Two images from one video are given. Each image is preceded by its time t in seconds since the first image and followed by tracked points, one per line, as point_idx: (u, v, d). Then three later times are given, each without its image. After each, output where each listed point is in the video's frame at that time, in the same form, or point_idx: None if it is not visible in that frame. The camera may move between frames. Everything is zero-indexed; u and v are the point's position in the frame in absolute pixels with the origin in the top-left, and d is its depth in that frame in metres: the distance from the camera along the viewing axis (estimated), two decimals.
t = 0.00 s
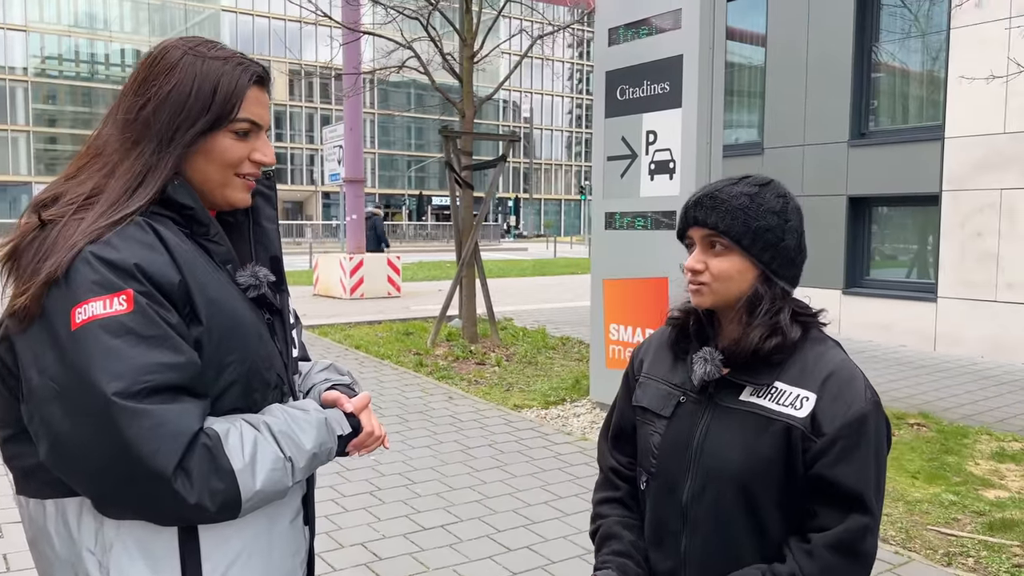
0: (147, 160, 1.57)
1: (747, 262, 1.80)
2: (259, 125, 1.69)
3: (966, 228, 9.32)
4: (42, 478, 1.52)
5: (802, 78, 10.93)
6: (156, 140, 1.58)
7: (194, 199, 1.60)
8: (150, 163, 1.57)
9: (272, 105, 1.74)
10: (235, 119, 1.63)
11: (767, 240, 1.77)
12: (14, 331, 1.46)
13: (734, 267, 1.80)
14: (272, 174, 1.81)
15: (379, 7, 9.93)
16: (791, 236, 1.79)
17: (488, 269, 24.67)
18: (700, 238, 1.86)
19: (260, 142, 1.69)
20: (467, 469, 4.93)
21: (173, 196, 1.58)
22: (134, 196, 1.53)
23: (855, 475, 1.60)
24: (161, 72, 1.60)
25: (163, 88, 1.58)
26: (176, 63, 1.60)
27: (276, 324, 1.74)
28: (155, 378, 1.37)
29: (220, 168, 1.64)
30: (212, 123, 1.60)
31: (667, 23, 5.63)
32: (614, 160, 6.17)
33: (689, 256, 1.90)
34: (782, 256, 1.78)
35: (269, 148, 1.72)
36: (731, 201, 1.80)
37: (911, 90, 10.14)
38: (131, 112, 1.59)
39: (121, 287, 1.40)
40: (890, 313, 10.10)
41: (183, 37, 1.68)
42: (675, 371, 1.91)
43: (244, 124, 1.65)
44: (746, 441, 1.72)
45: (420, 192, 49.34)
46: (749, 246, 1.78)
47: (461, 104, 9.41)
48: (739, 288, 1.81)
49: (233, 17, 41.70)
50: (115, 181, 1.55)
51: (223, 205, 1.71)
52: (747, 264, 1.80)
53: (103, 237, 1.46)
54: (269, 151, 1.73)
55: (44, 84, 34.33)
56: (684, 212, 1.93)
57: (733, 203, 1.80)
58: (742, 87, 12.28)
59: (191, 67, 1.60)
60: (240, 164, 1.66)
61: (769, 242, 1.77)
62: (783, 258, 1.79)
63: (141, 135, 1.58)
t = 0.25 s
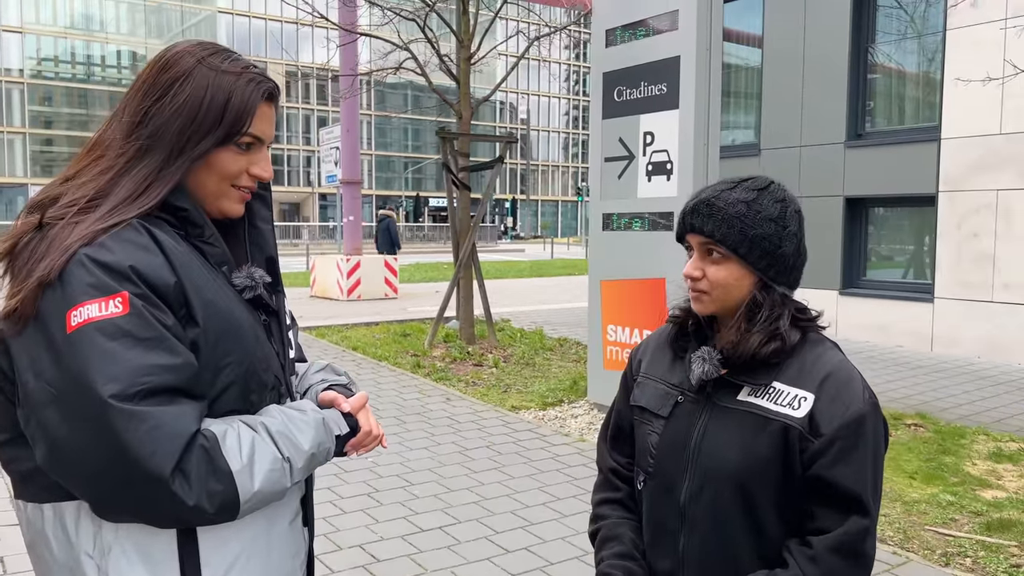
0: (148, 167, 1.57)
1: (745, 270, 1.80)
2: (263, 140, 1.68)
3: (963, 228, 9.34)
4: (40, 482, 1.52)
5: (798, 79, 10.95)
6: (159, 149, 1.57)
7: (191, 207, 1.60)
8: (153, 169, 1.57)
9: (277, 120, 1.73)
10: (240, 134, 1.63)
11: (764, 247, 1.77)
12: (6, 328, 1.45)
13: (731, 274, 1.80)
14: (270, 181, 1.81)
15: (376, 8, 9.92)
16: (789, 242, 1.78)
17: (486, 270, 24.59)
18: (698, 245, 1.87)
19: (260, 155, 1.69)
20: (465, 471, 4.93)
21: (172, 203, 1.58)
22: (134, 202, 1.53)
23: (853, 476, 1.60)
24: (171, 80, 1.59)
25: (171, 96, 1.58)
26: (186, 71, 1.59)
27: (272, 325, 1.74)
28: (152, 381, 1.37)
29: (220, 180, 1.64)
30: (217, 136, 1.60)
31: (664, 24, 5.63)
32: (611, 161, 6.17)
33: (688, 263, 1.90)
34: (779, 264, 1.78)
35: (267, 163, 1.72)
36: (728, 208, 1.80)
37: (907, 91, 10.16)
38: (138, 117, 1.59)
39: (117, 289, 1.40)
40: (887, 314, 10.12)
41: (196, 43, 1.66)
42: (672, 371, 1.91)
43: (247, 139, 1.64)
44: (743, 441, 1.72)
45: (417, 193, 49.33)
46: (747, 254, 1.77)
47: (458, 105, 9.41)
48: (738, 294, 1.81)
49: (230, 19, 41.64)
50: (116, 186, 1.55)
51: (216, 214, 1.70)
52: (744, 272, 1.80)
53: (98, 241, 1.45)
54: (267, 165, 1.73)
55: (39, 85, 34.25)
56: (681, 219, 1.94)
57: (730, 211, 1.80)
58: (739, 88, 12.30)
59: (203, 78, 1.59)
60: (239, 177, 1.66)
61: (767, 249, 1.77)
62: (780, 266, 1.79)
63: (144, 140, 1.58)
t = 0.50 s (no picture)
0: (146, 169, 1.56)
1: (741, 264, 1.80)
2: (259, 139, 1.69)
3: (961, 228, 9.35)
4: (39, 485, 1.52)
5: (796, 80, 10.96)
6: (156, 150, 1.57)
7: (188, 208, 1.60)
8: (150, 171, 1.57)
9: (273, 119, 1.74)
10: (237, 133, 1.63)
11: (762, 242, 1.77)
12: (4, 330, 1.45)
13: (729, 270, 1.80)
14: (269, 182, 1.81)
15: (374, 9, 9.92)
16: (786, 238, 1.78)
17: (485, 271, 24.58)
18: (695, 241, 1.86)
19: (257, 154, 1.69)
20: (464, 472, 4.93)
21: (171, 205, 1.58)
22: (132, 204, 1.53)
23: (852, 478, 1.60)
24: (166, 80, 1.58)
25: (167, 96, 1.57)
26: (181, 71, 1.59)
27: (270, 326, 1.74)
28: (150, 383, 1.37)
29: (217, 180, 1.64)
30: (213, 136, 1.60)
31: (662, 25, 5.63)
32: (610, 161, 6.17)
33: (686, 259, 1.90)
34: (777, 260, 1.78)
35: (264, 162, 1.72)
36: (725, 204, 1.80)
37: (905, 91, 10.18)
38: (133, 118, 1.58)
39: (114, 291, 1.40)
40: (885, 314, 10.13)
41: (190, 43, 1.66)
42: (671, 371, 1.91)
43: (244, 137, 1.65)
44: (742, 443, 1.72)
45: (415, 193, 49.38)
46: (744, 249, 1.78)
47: (456, 106, 9.40)
48: (737, 289, 1.80)
49: (227, 20, 41.61)
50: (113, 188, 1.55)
51: (213, 214, 1.70)
52: (742, 266, 1.80)
53: (96, 243, 1.45)
54: (264, 163, 1.73)
55: (37, 86, 34.25)
56: (679, 215, 1.94)
57: (727, 207, 1.80)
58: (737, 89, 12.31)
59: (198, 78, 1.59)
60: (236, 176, 1.66)
61: (764, 245, 1.77)
62: (779, 261, 1.79)
63: (141, 141, 1.58)
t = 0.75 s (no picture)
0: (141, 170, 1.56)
1: (735, 265, 1.80)
2: (253, 138, 1.69)
3: (957, 228, 9.37)
4: (34, 487, 1.51)
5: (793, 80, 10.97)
6: (150, 152, 1.57)
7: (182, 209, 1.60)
8: (144, 172, 1.56)
9: (266, 118, 1.74)
10: (230, 132, 1.62)
11: (756, 243, 1.77)
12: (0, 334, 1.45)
13: (723, 271, 1.80)
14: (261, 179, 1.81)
15: (371, 11, 9.91)
16: (779, 238, 1.79)
17: (483, 272, 24.56)
18: (688, 242, 1.86)
19: (251, 154, 1.69)
20: (462, 473, 4.92)
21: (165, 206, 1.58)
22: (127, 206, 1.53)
23: (844, 480, 1.60)
24: (159, 82, 1.58)
25: (159, 98, 1.57)
26: (173, 72, 1.59)
27: (265, 328, 1.74)
28: (144, 384, 1.36)
29: (211, 180, 1.64)
30: (207, 135, 1.60)
31: (658, 26, 5.64)
32: (607, 162, 6.17)
33: (680, 260, 1.90)
34: (771, 260, 1.78)
35: (258, 160, 1.72)
36: (718, 205, 1.80)
37: (901, 91, 10.20)
38: (126, 120, 1.58)
39: (108, 294, 1.39)
40: (882, 314, 10.15)
41: (181, 45, 1.66)
42: (666, 371, 1.91)
43: (238, 137, 1.64)
44: (736, 445, 1.72)
45: (412, 195, 49.34)
46: (737, 249, 1.78)
47: (454, 107, 9.40)
48: (731, 290, 1.81)
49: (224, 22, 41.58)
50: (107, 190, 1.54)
51: (208, 213, 1.69)
52: (735, 267, 1.80)
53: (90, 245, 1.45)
54: (258, 162, 1.74)
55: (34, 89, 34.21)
56: (672, 217, 1.94)
57: (720, 208, 1.80)
58: (734, 89, 12.33)
59: (190, 78, 1.59)
60: (231, 176, 1.66)
61: (758, 245, 1.77)
62: (772, 261, 1.79)
63: (134, 143, 1.58)
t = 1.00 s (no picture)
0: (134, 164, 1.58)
1: (734, 264, 1.80)
2: (233, 118, 1.70)
3: (956, 228, 9.38)
4: (34, 487, 1.52)
5: (791, 80, 10.98)
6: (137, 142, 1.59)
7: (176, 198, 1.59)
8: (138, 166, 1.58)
9: (247, 101, 1.75)
10: (206, 109, 1.64)
11: (755, 243, 1.77)
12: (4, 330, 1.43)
13: (722, 270, 1.81)
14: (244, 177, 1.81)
15: (369, 12, 9.91)
16: (779, 239, 1.79)
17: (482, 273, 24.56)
18: (688, 241, 1.87)
19: (234, 134, 1.69)
20: (461, 473, 4.93)
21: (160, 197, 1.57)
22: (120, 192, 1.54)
23: (839, 481, 1.61)
24: (138, 78, 1.63)
25: (140, 91, 1.61)
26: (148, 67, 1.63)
27: (263, 328, 1.75)
28: (140, 381, 1.36)
29: (190, 158, 1.64)
30: (183, 114, 1.62)
31: (657, 27, 5.64)
32: (605, 163, 6.18)
33: (678, 259, 1.91)
34: (770, 260, 1.79)
35: (244, 143, 1.72)
36: (718, 205, 1.81)
37: (899, 91, 10.21)
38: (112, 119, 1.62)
39: (106, 290, 1.40)
40: (881, 314, 10.16)
41: (155, 50, 1.72)
42: (663, 371, 1.92)
43: (216, 115, 1.66)
44: (732, 446, 1.72)
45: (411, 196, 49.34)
46: (737, 250, 1.78)
47: (452, 107, 9.40)
48: (729, 289, 1.81)
49: (222, 23, 41.59)
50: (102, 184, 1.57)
51: (196, 199, 1.68)
52: (734, 267, 1.80)
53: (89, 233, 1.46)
54: (245, 146, 1.73)
55: (33, 89, 34.24)
56: (671, 216, 1.94)
57: (720, 208, 1.80)
58: (732, 89, 12.34)
59: (166, 68, 1.63)
60: (213, 153, 1.65)
61: (757, 246, 1.78)
62: (771, 262, 1.80)
63: (123, 140, 1.60)
